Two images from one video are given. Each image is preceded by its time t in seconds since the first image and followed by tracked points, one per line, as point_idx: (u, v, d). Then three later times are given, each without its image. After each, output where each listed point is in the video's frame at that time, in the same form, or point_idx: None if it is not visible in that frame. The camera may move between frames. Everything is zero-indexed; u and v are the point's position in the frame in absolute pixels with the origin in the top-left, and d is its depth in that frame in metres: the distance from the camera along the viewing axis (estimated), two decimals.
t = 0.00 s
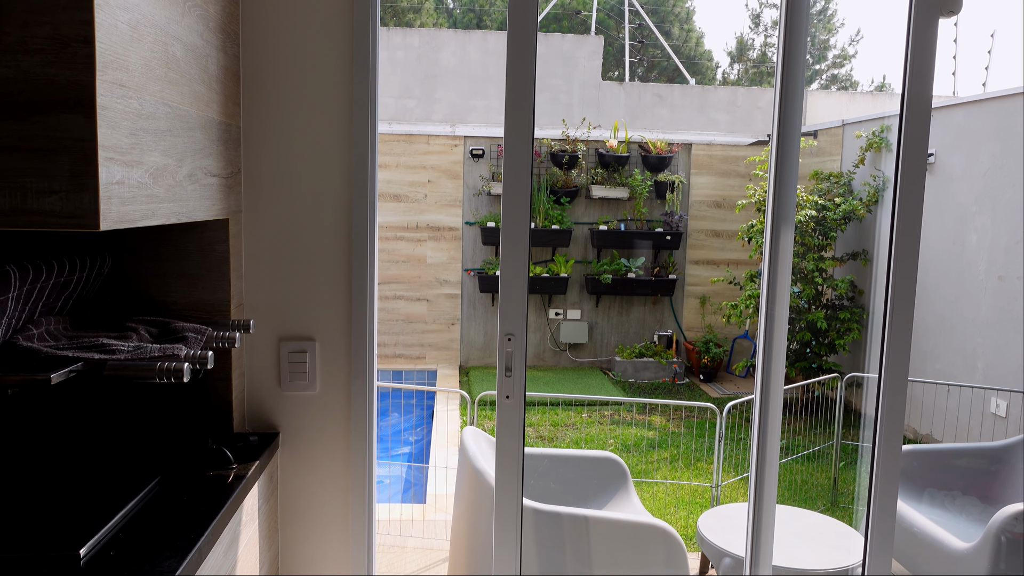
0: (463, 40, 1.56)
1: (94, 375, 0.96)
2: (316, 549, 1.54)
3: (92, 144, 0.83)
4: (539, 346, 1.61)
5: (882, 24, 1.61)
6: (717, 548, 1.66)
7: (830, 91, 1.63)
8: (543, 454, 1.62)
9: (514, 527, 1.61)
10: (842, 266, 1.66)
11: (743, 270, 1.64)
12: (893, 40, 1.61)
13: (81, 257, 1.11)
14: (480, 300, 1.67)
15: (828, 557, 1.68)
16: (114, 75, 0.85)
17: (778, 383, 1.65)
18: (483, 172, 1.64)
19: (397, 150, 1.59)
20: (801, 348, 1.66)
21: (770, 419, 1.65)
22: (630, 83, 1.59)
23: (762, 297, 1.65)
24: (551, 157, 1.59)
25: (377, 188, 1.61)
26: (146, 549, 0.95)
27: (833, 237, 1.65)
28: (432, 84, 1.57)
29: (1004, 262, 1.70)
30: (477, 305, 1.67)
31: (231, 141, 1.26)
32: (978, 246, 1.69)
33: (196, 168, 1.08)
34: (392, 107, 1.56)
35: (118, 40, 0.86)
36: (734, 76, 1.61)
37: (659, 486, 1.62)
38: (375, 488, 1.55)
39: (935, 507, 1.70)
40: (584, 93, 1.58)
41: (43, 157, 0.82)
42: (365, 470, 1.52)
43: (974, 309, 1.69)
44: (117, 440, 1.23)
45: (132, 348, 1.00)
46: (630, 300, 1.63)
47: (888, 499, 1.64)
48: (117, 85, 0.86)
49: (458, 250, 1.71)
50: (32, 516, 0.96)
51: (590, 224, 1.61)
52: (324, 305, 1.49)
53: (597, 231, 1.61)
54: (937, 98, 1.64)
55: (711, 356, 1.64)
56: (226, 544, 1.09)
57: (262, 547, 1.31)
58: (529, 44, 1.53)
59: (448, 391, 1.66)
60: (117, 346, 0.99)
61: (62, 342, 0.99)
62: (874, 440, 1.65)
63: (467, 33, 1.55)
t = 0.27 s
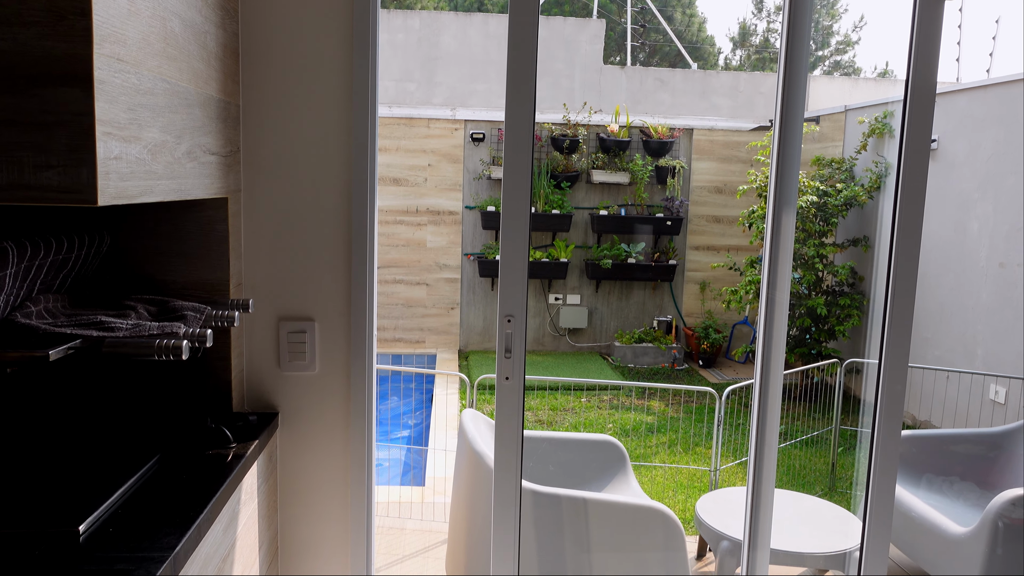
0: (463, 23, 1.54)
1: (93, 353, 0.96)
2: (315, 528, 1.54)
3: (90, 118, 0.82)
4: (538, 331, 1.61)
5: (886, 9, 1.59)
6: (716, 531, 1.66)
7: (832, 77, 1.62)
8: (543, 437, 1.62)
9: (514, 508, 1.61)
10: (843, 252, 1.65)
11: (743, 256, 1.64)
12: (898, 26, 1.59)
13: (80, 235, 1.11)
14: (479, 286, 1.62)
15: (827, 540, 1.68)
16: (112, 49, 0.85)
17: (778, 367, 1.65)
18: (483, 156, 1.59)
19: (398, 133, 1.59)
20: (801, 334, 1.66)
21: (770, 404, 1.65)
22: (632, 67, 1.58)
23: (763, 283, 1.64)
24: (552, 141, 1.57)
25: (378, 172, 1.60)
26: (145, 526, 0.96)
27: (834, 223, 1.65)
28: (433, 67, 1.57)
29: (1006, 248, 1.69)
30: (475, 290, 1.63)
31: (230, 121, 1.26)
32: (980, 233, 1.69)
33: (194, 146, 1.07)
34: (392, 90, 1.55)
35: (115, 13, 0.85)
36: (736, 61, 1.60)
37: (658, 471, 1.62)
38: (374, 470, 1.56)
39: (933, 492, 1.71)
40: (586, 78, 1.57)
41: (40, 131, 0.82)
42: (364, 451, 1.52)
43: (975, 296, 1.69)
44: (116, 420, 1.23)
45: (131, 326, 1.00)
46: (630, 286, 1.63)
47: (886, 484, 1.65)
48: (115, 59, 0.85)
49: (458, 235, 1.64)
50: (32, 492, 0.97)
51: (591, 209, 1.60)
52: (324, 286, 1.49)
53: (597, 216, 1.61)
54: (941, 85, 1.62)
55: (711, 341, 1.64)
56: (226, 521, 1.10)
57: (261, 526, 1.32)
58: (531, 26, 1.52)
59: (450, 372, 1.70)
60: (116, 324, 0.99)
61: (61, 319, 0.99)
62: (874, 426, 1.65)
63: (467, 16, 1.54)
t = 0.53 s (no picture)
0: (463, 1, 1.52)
1: (90, 323, 0.95)
2: (315, 502, 1.55)
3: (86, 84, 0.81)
4: (537, 311, 1.61)
5: None
6: (712, 510, 1.66)
7: (835, 60, 1.60)
8: (540, 415, 1.62)
9: (512, 486, 1.62)
10: (843, 235, 1.65)
11: (743, 239, 1.63)
12: (902, 8, 1.58)
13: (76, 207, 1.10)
14: (478, 265, 1.63)
15: (823, 520, 1.69)
16: (108, 14, 0.84)
17: (777, 348, 1.65)
18: (483, 135, 1.60)
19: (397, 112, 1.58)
20: (799, 317, 1.66)
21: (768, 386, 1.66)
22: (633, 47, 1.56)
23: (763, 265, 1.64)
24: (552, 122, 1.56)
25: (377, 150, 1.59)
26: (143, 496, 0.96)
27: (834, 206, 1.64)
28: (433, 46, 1.54)
29: (1006, 232, 1.69)
30: (474, 270, 1.63)
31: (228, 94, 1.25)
32: (979, 217, 1.68)
33: (192, 116, 1.07)
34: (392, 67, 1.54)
35: None
36: (738, 44, 1.57)
37: (655, 450, 1.63)
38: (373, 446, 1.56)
39: (928, 473, 1.71)
40: (586, 58, 1.55)
41: (35, 97, 0.81)
42: (363, 428, 1.52)
43: (974, 280, 1.69)
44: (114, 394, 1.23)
45: (128, 297, 0.99)
46: (629, 268, 1.63)
47: (882, 465, 1.66)
48: (111, 24, 0.84)
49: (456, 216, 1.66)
50: (30, 461, 0.97)
51: (591, 190, 1.59)
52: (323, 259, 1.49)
53: (597, 197, 1.60)
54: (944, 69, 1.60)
55: (709, 323, 1.64)
56: (223, 494, 1.10)
57: (260, 499, 1.32)
58: (531, 3, 1.49)
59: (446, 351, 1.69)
60: (113, 295, 0.99)
61: (57, 290, 0.99)
62: (872, 408, 1.66)
63: None
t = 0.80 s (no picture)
0: None
1: (88, 300, 0.95)
2: (315, 482, 1.55)
3: (81, 56, 0.81)
4: (537, 293, 1.60)
5: None
6: (712, 489, 1.67)
7: (836, 39, 1.58)
8: (540, 394, 1.63)
9: (512, 466, 1.62)
10: (843, 216, 1.64)
11: (743, 220, 1.62)
12: None
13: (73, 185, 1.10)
14: (478, 247, 1.62)
15: (822, 498, 1.70)
16: None
17: (777, 327, 1.65)
18: (482, 116, 1.57)
19: (396, 93, 1.57)
20: (799, 298, 1.66)
21: (768, 365, 1.66)
22: (634, 27, 1.54)
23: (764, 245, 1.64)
24: (552, 102, 1.55)
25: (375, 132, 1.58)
26: (144, 473, 0.96)
27: (835, 186, 1.63)
28: (431, 26, 1.53)
29: (1008, 211, 1.68)
30: (474, 252, 1.63)
31: (224, 72, 1.24)
32: (981, 196, 1.68)
33: (189, 92, 1.06)
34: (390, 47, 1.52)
35: None
36: (739, 24, 1.55)
37: (655, 430, 1.63)
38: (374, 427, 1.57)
39: (927, 451, 1.72)
40: (586, 37, 1.53)
41: (29, 70, 0.80)
42: (363, 407, 1.53)
43: (974, 260, 1.68)
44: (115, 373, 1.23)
45: (126, 274, 0.99)
46: (629, 249, 1.62)
47: (882, 445, 1.66)
48: None
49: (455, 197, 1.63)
50: (31, 438, 0.97)
51: (590, 170, 1.59)
52: (322, 239, 1.48)
53: (597, 177, 1.59)
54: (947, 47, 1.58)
55: (709, 304, 1.63)
56: (223, 471, 1.11)
57: (261, 478, 1.33)
58: None
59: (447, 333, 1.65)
60: (111, 272, 0.99)
61: (55, 267, 0.99)
62: (872, 387, 1.66)
63: None
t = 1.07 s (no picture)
0: None
1: (85, 273, 0.94)
2: (314, 459, 1.56)
3: (74, 23, 0.80)
4: (536, 274, 1.59)
5: None
6: (710, 467, 1.67)
7: (839, 20, 1.56)
8: (539, 373, 1.63)
9: (511, 446, 1.62)
10: (843, 197, 1.64)
11: (743, 201, 1.61)
12: None
13: (70, 158, 1.09)
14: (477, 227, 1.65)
15: (819, 477, 1.71)
16: None
17: (777, 309, 1.65)
18: (482, 96, 1.62)
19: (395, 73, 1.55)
20: (798, 280, 1.66)
21: (768, 347, 1.66)
22: (635, 6, 1.51)
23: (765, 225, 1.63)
24: (552, 82, 1.53)
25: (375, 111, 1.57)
26: (142, 447, 0.96)
27: (835, 167, 1.63)
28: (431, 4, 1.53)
29: (1008, 192, 1.68)
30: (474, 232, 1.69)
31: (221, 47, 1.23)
32: (982, 177, 1.67)
33: (185, 65, 1.05)
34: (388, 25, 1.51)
35: None
36: (740, 4, 1.53)
37: (653, 410, 1.63)
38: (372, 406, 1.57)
39: (925, 432, 1.73)
40: (587, 16, 1.51)
41: (21, 38, 0.79)
42: (362, 386, 1.52)
43: (975, 242, 1.68)
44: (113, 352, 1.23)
45: (123, 248, 0.98)
46: (629, 229, 1.60)
47: (881, 424, 1.66)
48: None
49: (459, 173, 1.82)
50: (22, 414, 0.96)
51: (590, 151, 1.58)
52: (321, 219, 1.45)
53: (597, 158, 1.58)
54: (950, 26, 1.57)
55: (708, 286, 1.63)
56: (222, 447, 1.11)
57: (260, 454, 1.34)
58: None
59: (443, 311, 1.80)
60: (108, 246, 0.98)
61: (51, 241, 0.98)
62: (871, 368, 1.66)
63: None
